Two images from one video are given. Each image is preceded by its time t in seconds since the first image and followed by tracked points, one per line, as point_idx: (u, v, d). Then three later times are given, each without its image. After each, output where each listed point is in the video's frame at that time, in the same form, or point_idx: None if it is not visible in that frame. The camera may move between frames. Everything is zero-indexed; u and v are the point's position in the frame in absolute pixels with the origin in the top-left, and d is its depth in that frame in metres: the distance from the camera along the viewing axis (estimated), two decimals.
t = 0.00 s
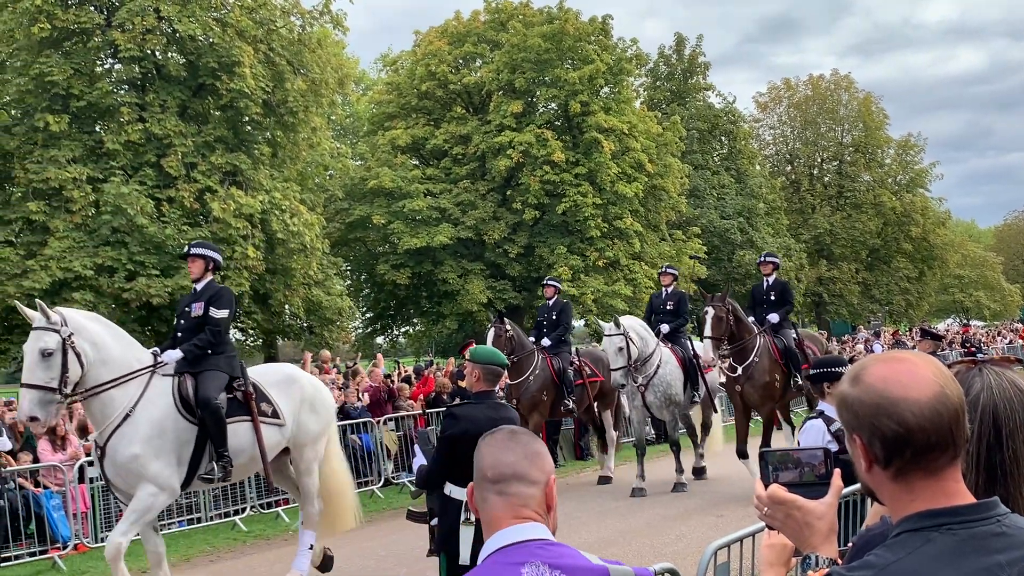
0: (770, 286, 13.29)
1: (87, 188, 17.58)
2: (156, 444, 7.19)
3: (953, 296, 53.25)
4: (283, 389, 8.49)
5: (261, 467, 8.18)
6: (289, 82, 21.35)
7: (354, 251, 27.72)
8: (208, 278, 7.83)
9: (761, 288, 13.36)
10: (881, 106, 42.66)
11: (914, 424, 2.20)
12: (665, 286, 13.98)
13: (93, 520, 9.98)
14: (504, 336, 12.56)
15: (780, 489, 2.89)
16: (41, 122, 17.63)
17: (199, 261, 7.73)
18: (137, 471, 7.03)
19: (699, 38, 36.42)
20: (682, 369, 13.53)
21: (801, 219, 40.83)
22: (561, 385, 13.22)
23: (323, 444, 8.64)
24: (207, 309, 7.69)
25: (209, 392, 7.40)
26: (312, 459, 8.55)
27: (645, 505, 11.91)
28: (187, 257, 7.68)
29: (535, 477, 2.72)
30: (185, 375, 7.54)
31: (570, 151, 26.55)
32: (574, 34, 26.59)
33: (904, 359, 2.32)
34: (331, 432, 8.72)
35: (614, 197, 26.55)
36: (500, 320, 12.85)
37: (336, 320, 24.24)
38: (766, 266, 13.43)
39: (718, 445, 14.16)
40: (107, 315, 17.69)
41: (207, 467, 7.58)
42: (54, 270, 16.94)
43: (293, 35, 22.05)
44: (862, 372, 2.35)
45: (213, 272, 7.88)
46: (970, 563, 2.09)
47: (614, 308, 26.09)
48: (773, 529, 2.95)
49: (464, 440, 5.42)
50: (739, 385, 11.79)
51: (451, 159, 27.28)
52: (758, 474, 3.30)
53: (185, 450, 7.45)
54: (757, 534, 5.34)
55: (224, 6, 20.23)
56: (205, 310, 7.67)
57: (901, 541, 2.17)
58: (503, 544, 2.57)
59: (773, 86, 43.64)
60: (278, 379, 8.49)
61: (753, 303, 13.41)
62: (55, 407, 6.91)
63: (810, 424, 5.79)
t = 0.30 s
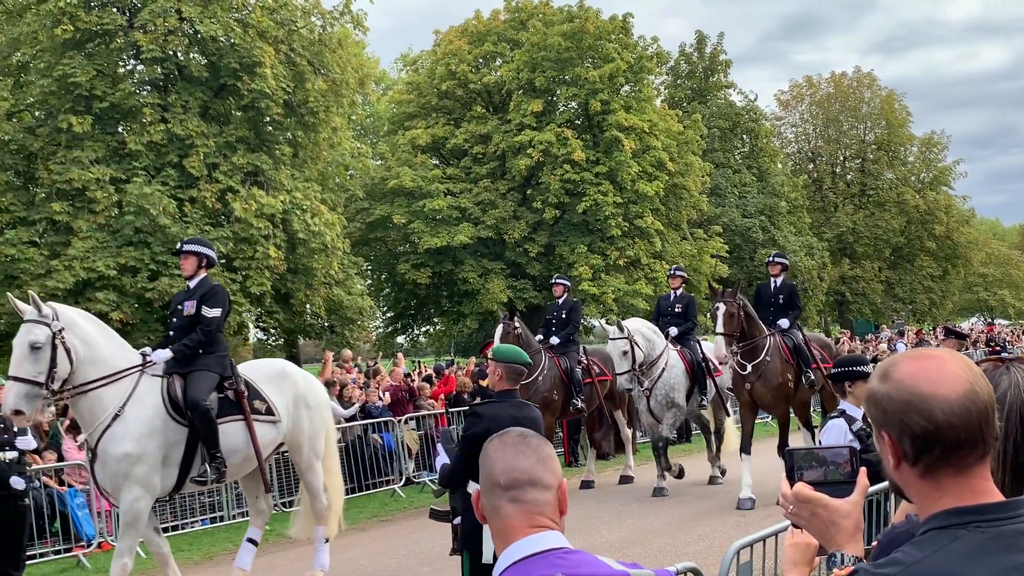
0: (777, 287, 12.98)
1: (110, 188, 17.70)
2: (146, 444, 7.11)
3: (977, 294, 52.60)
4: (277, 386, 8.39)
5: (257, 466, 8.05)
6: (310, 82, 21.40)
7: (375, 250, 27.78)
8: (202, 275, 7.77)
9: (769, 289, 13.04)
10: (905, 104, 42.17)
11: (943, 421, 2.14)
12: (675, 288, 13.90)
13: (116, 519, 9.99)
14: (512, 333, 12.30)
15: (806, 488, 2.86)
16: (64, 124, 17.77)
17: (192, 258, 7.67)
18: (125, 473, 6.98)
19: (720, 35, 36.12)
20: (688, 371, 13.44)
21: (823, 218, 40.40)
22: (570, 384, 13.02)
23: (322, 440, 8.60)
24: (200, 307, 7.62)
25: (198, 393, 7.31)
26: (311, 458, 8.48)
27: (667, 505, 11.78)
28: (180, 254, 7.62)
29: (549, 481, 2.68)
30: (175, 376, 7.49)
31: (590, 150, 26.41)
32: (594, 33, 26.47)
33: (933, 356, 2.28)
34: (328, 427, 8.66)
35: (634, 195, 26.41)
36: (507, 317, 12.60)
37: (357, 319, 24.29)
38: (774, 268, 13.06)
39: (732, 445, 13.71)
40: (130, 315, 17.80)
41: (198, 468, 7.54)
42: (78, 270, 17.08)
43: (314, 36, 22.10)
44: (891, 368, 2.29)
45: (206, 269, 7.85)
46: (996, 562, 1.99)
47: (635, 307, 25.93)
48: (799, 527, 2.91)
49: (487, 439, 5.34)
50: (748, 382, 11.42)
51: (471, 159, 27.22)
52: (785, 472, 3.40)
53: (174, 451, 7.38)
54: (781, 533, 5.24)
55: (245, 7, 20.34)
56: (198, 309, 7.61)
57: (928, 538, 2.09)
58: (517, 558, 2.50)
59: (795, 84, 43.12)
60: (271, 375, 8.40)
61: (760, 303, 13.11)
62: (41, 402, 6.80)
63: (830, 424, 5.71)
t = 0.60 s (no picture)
0: (785, 283, 12.46)
1: (134, 188, 17.84)
2: (132, 447, 6.93)
3: (1002, 294, 51.91)
4: (263, 392, 8.21)
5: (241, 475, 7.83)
6: (331, 83, 21.45)
7: (396, 250, 27.83)
8: (190, 277, 7.48)
9: (776, 285, 12.53)
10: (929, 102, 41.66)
11: (974, 420, 2.07)
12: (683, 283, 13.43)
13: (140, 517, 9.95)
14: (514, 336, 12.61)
15: (830, 487, 2.88)
16: (89, 124, 17.92)
17: (180, 259, 7.33)
18: (113, 477, 6.80)
19: (741, 34, 35.80)
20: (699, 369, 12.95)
21: (846, 216, 39.93)
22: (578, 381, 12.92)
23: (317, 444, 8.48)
24: (187, 311, 7.32)
25: (182, 396, 7.07)
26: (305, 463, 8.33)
27: (689, 505, 11.68)
28: (169, 256, 7.30)
29: (564, 485, 2.64)
30: (159, 378, 7.25)
31: (611, 149, 26.29)
32: (615, 32, 26.36)
33: (965, 354, 2.21)
34: (322, 430, 8.55)
35: (655, 194, 26.26)
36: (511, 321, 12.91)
37: (378, 319, 24.35)
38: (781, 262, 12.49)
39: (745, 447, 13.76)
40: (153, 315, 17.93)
41: (180, 472, 7.30)
42: (102, 270, 17.23)
43: (335, 36, 22.15)
44: (922, 367, 2.23)
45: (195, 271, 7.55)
46: None
47: (656, 307, 25.78)
48: (823, 526, 2.95)
49: (511, 438, 5.25)
50: (756, 382, 11.26)
51: (492, 158, 27.17)
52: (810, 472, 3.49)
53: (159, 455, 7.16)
54: (805, 533, 5.15)
55: (267, 8, 20.45)
56: (186, 313, 7.31)
57: (957, 538, 2.01)
58: (549, 560, 2.39)
59: (817, 82, 42.58)
60: (258, 380, 8.22)
61: (766, 300, 12.61)
62: (23, 409, 6.58)
63: (851, 425, 5.62)
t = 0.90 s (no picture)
0: (794, 284, 12.12)
1: (153, 188, 17.95)
2: (120, 448, 6.73)
3: None
4: (249, 393, 8.02)
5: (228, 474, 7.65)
6: (348, 83, 21.50)
7: (413, 250, 27.87)
8: (170, 274, 7.34)
9: (785, 288, 12.21)
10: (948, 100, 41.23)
11: (999, 419, 2.02)
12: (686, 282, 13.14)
13: (160, 516, 9.97)
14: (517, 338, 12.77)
15: (851, 485, 2.84)
16: (108, 125, 18.05)
17: (161, 255, 7.23)
18: (100, 479, 6.57)
19: (760, 33, 35.53)
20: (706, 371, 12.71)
21: (865, 216, 39.55)
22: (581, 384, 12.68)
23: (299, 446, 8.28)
24: (170, 309, 7.20)
25: (170, 393, 6.95)
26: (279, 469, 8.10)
27: (706, 505, 11.60)
28: (148, 252, 7.20)
29: (598, 496, 2.67)
30: (145, 378, 7.10)
31: (629, 149, 26.19)
32: (632, 31, 26.28)
33: (991, 352, 2.15)
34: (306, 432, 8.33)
35: (673, 194, 26.16)
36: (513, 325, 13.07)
37: (395, 319, 24.39)
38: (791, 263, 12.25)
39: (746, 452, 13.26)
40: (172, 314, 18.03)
41: (170, 471, 7.10)
42: (122, 270, 17.35)
43: (353, 36, 22.20)
44: (947, 364, 2.17)
45: (175, 268, 7.40)
46: None
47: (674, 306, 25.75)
48: (845, 525, 2.93)
49: (529, 437, 5.23)
50: (762, 386, 10.95)
51: (509, 158, 27.13)
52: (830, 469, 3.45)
53: (149, 453, 6.99)
54: (826, 533, 5.07)
55: (285, 9, 20.53)
56: (168, 311, 7.19)
57: (980, 538, 1.97)
58: (589, 559, 2.40)
59: (836, 81, 42.17)
60: (244, 380, 8.03)
61: (775, 303, 12.28)
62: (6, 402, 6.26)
63: (872, 423, 5.53)
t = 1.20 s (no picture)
0: (802, 282, 11.96)
1: (168, 189, 18.03)
2: (90, 457, 6.51)
3: None
4: (230, 399, 7.75)
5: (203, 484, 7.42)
6: (362, 84, 21.56)
7: (426, 251, 27.91)
8: (146, 276, 7.17)
9: (793, 286, 12.05)
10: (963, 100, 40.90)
11: (1017, 419, 2.01)
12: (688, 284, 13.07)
13: (175, 514, 9.99)
14: (518, 336, 11.80)
15: (868, 484, 2.81)
16: (124, 126, 18.15)
17: (138, 257, 7.05)
18: (69, 487, 6.36)
19: (774, 32, 35.34)
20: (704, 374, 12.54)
21: (879, 215, 39.25)
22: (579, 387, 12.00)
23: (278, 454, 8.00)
24: (143, 311, 6.99)
25: (142, 398, 6.68)
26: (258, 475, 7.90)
27: (721, 506, 11.53)
28: (123, 254, 6.99)
29: (628, 513, 2.78)
30: (117, 381, 6.87)
31: (642, 149, 26.11)
32: (645, 31, 26.19)
33: (1010, 353, 2.13)
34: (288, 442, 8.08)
35: (686, 194, 26.06)
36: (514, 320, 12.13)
37: (408, 319, 24.41)
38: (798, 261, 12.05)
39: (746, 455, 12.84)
40: (186, 314, 18.10)
41: (141, 480, 6.79)
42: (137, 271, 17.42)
43: (366, 37, 22.24)
44: (966, 365, 2.16)
45: (153, 270, 7.23)
46: None
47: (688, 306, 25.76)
48: (861, 525, 2.90)
49: (541, 438, 5.20)
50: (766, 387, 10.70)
51: (522, 158, 27.11)
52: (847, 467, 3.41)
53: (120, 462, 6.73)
54: (844, 534, 5.01)
55: (299, 10, 20.60)
56: (141, 313, 6.98)
57: (998, 539, 1.97)
58: (623, 570, 2.56)
59: (850, 81, 41.86)
60: (225, 386, 7.76)
61: (784, 300, 12.13)
62: None
63: (886, 423, 5.45)
